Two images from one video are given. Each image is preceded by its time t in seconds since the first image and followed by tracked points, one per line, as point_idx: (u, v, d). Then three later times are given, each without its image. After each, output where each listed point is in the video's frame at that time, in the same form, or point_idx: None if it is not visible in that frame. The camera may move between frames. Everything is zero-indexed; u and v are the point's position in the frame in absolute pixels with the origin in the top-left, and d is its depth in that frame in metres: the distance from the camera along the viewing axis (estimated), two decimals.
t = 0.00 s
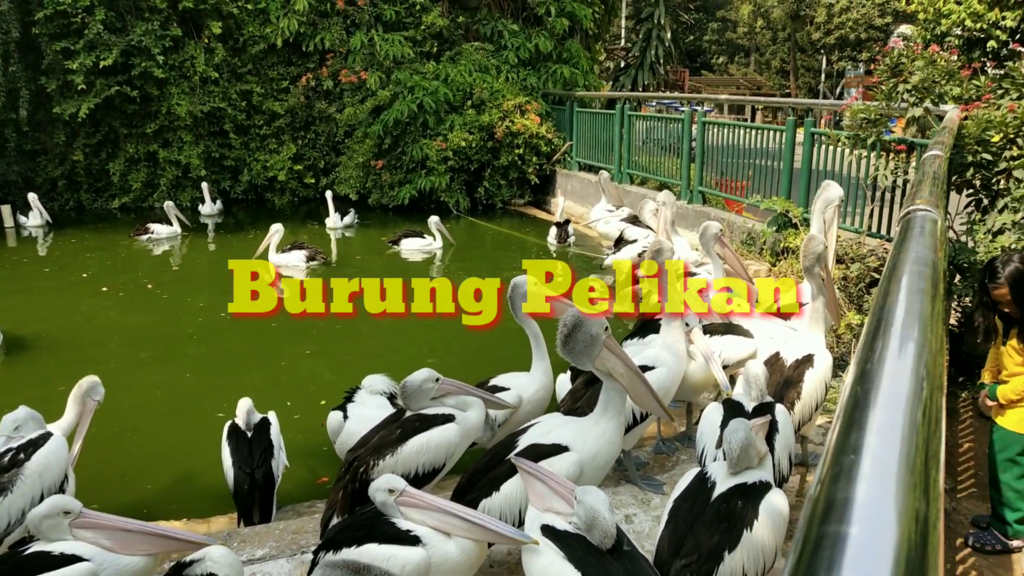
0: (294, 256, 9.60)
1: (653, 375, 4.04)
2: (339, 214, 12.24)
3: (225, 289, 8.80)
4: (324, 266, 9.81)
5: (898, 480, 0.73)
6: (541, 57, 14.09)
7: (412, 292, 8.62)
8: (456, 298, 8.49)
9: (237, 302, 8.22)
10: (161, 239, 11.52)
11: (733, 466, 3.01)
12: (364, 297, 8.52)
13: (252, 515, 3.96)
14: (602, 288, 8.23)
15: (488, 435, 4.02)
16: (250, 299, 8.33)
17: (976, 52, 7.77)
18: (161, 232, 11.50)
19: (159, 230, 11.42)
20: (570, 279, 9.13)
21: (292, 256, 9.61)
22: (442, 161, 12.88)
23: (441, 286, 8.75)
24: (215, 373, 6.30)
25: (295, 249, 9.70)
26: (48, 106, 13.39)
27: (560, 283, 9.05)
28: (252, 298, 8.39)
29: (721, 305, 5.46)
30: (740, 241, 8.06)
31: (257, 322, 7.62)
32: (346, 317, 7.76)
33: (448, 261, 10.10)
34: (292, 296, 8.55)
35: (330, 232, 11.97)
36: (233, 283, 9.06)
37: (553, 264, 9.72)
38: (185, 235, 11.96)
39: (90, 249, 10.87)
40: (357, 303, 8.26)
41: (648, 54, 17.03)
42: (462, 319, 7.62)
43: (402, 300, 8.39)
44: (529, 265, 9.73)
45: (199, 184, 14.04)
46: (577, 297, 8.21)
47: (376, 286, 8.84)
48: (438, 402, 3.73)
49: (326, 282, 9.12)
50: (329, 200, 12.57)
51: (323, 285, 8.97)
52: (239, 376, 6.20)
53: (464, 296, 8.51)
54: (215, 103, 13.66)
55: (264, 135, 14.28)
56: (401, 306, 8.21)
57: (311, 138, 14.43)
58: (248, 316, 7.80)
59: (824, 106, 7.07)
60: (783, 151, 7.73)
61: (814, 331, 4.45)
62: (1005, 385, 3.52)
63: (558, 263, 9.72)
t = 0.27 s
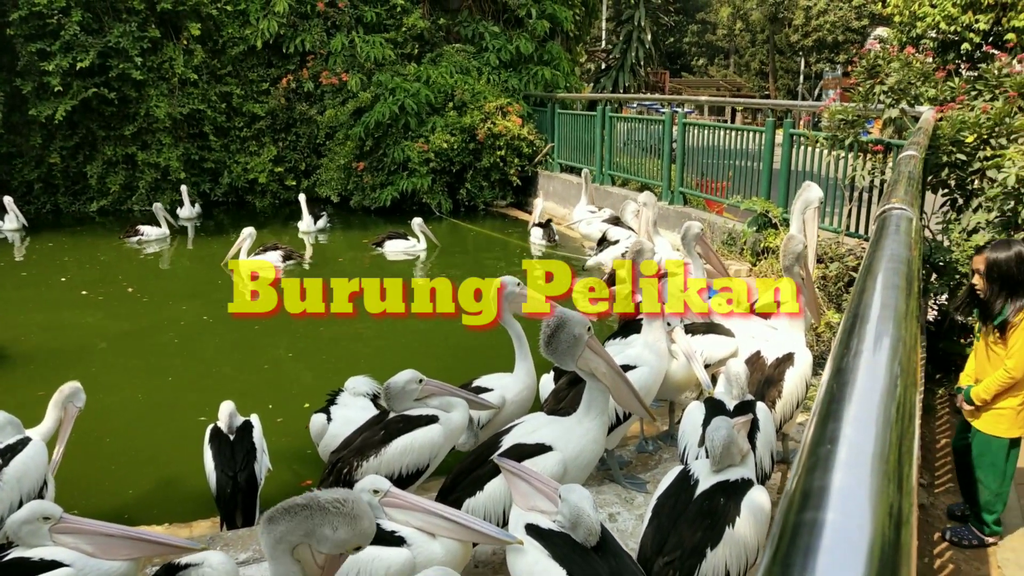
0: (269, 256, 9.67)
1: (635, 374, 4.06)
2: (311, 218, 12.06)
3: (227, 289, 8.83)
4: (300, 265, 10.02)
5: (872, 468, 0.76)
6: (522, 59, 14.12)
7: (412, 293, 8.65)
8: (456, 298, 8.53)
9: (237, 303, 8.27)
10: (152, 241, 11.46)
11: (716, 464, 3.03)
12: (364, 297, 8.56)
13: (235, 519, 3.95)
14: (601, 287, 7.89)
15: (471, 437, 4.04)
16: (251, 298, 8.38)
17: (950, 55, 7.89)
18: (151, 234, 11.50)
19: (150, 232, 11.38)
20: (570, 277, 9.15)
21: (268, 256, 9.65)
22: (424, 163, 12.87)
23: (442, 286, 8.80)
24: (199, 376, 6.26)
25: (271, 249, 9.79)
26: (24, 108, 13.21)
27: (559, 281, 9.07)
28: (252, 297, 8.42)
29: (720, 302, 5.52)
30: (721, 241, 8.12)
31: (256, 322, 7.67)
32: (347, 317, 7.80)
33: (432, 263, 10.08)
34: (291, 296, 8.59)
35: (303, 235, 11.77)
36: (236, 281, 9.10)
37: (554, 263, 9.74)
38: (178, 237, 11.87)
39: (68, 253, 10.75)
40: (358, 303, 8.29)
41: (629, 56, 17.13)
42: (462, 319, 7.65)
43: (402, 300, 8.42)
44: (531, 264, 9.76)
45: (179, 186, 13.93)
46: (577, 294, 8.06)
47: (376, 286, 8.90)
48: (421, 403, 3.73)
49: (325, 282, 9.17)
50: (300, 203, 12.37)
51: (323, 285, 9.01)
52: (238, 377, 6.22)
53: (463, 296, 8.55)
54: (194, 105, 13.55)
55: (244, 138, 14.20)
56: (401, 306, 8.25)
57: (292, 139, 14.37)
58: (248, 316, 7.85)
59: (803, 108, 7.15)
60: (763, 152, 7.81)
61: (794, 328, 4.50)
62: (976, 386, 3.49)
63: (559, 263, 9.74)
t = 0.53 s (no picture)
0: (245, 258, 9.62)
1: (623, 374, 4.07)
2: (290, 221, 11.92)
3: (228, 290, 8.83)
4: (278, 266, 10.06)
5: (857, 459, 0.78)
6: (509, 60, 14.13)
7: (412, 293, 8.67)
8: (455, 298, 8.56)
9: (237, 303, 8.30)
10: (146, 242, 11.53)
11: (703, 463, 3.05)
12: (364, 297, 8.57)
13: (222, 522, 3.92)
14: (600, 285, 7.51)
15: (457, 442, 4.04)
16: (252, 298, 8.39)
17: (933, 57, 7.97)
18: (144, 234, 11.53)
19: (144, 233, 11.43)
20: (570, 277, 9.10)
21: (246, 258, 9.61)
22: (411, 165, 12.86)
23: (443, 286, 8.84)
24: (185, 378, 6.22)
25: (248, 251, 9.75)
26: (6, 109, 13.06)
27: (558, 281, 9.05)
28: (253, 297, 8.43)
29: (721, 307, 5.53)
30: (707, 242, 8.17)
31: (255, 322, 7.70)
32: (347, 317, 7.81)
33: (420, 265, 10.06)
34: (292, 296, 8.60)
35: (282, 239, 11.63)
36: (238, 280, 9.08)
37: (555, 263, 9.70)
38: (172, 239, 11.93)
39: (52, 255, 10.65)
40: (358, 303, 8.29)
41: (615, 58, 17.20)
42: (461, 320, 7.65)
43: (401, 300, 8.43)
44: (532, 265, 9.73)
45: (164, 188, 13.84)
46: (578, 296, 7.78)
47: (376, 286, 8.91)
48: (409, 404, 3.72)
49: (326, 281, 9.17)
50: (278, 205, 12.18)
51: (323, 284, 9.01)
52: (224, 379, 6.18)
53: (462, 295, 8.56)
54: (179, 106, 13.48)
55: (230, 139, 14.14)
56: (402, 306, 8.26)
57: (278, 141, 14.30)
58: (249, 316, 7.89)
59: (788, 110, 7.20)
60: (748, 154, 7.85)
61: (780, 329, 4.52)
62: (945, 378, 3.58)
63: (559, 263, 9.71)
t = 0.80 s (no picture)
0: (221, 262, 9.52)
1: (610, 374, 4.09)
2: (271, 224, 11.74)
3: (225, 291, 8.83)
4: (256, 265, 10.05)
5: (845, 448, 0.80)
6: (496, 62, 14.13)
7: (411, 294, 8.70)
8: (453, 298, 8.60)
9: (237, 303, 8.33)
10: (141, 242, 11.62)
11: (692, 461, 3.06)
12: (364, 297, 8.58)
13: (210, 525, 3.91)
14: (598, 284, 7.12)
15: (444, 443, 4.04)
16: (250, 299, 8.39)
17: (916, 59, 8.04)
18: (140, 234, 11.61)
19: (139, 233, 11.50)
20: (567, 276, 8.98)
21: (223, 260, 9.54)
22: (398, 166, 12.84)
23: (442, 285, 8.89)
24: (172, 381, 6.17)
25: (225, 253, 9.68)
26: None
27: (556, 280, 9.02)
28: (252, 299, 8.44)
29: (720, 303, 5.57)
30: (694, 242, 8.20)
31: (255, 322, 7.72)
32: (348, 317, 7.83)
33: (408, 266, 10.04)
34: (292, 295, 8.62)
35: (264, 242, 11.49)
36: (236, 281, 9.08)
37: (553, 263, 9.66)
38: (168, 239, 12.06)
39: (36, 258, 10.54)
40: (357, 303, 8.30)
41: (602, 60, 17.25)
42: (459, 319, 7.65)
43: (400, 300, 8.44)
44: (531, 266, 9.70)
45: (150, 190, 13.75)
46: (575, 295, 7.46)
47: (375, 286, 8.92)
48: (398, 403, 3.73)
49: (326, 281, 9.17)
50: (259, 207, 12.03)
51: (323, 284, 9.00)
52: (211, 381, 6.15)
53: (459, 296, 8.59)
54: (164, 108, 13.41)
55: (216, 141, 14.06)
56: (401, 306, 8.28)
57: (265, 143, 14.24)
58: (249, 316, 7.93)
59: (774, 111, 7.25)
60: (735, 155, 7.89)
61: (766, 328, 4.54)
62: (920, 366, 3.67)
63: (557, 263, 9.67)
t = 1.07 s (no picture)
0: (205, 262, 9.48)
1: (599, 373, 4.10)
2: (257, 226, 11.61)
3: (225, 291, 8.83)
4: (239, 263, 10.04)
5: (832, 439, 0.82)
6: (486, 63, 14.15)
7: (411, 295, 8.71)
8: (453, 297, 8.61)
9: (237, 303, 8.31)
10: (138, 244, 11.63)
11: (683, 460, 3.08)
12: (364, 297, 8.57)
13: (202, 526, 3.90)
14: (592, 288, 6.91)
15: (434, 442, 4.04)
16: (250, 299, 8.39)
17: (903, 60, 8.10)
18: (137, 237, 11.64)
19: (136, 235, 11.54)
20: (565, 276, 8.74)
21: (206, 262, 9.51)
22: (389, 168, 12.84)
23: (442, 285, 8.91)
24: (163, 383, 6.16)
25: (208, 254, 9.64)
26: None
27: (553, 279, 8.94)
28: (252, 299, 8.43)
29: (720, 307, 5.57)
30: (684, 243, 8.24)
31: (253, 322, 7.72)
32: (347, 317, 7.82)
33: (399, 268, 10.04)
34: (292, 296, 8.61)
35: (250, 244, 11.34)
36: (236, 282, 9.08)
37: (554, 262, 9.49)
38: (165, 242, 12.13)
39: (24, 260, 10.47)
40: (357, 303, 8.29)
41: (592, 61, 17.30)
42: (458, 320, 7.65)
43: (399, 301, 8.45)
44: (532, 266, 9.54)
45: (138, 191, 13.70)
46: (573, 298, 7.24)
47: (376, 287, 8.92)
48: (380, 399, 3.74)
49: (326, 282, 9.16)
50: (245, 208, 11.99)
51: (323, 284, 8.99)
52: (202, 383, 6.13)
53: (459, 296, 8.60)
54: (153, 109, 13.38)
55: (206, 142, 14.03)
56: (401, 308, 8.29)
57: (255, 144, 14.20)
58: (248, 316, 7.93)
59: (763, 113, 7.29)
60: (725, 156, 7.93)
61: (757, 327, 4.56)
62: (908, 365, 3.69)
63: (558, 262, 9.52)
